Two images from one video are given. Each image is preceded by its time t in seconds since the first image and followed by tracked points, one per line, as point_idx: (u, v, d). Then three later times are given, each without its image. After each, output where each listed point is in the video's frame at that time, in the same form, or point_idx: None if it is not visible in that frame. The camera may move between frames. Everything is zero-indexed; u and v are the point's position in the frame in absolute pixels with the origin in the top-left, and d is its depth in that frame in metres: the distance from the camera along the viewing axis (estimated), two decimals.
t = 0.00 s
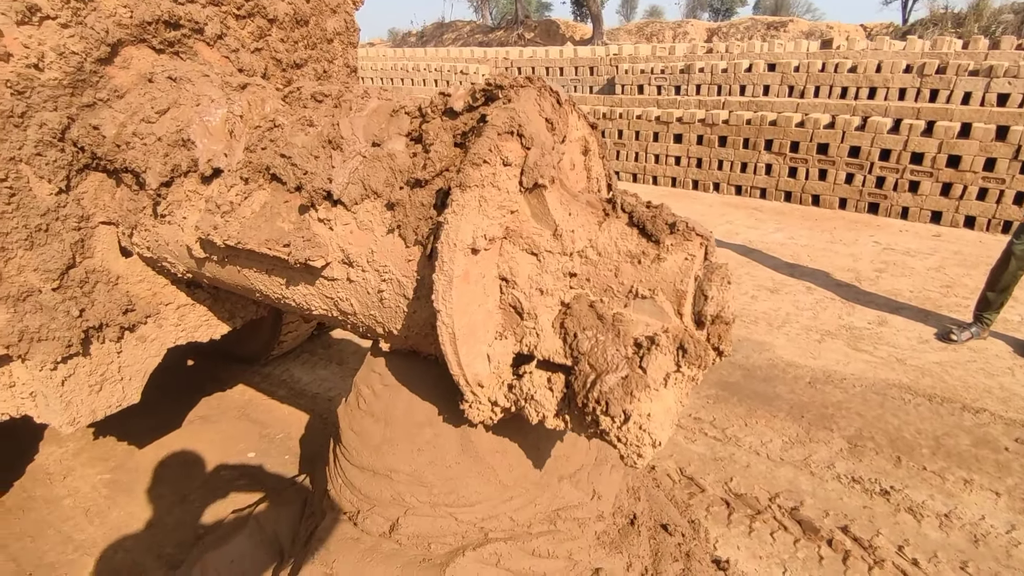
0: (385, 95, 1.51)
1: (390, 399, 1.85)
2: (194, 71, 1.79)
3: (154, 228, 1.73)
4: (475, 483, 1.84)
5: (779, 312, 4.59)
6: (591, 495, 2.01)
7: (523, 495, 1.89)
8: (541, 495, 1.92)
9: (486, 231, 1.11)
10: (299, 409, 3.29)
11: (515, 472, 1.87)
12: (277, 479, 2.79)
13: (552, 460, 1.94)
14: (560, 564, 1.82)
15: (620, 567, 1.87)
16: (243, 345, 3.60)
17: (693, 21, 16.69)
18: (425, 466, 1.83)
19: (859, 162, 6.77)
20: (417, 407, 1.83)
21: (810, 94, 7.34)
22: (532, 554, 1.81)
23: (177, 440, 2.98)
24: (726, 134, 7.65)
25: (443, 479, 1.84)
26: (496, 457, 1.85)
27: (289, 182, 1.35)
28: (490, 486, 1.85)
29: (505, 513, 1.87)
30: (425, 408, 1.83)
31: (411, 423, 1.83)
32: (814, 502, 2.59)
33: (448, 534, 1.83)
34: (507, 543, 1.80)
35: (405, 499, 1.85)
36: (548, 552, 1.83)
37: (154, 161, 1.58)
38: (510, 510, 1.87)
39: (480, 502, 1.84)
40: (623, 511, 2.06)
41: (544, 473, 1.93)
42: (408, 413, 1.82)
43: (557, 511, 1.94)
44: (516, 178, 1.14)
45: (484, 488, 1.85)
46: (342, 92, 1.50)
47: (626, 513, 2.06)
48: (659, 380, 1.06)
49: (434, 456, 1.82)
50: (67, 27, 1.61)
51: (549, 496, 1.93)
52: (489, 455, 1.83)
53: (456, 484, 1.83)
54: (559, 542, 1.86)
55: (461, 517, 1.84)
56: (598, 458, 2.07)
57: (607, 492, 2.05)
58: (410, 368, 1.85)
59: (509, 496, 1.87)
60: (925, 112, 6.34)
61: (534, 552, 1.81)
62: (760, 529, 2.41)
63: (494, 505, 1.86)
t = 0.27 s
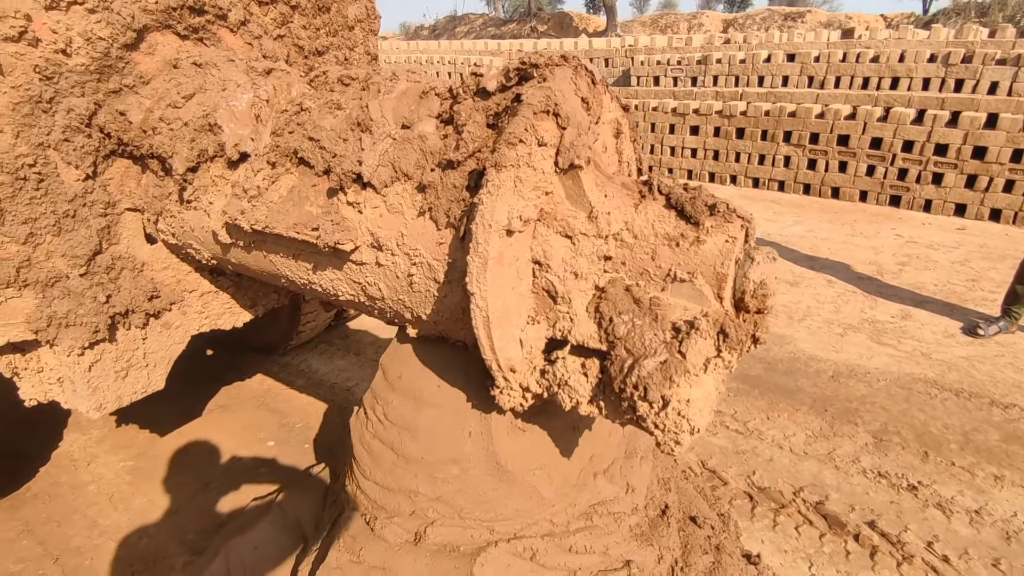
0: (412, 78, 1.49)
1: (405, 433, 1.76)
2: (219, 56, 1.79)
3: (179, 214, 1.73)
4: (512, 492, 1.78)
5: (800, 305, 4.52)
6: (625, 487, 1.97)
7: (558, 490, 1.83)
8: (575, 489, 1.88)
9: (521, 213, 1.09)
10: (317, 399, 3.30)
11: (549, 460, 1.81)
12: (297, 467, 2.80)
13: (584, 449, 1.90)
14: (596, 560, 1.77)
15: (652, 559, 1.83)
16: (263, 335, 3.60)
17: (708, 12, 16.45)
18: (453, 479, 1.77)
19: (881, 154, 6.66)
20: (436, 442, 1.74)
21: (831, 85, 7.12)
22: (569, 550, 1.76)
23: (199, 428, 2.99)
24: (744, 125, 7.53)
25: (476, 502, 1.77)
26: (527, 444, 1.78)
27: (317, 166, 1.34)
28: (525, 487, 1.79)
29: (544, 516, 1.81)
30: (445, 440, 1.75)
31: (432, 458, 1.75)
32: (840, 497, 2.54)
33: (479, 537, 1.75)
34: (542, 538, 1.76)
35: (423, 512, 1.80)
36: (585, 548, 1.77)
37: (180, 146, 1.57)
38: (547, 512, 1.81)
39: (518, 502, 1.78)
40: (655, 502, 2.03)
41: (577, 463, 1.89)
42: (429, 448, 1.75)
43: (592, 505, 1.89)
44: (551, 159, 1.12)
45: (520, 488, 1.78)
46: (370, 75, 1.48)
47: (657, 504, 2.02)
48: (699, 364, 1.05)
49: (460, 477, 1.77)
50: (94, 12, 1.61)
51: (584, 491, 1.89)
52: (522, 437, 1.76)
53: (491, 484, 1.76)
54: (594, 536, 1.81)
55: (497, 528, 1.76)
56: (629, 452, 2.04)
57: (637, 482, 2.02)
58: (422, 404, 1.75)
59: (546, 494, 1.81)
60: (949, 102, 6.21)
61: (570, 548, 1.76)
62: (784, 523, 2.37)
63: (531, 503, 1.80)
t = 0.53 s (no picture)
0: (433, 62, 1.46)
1: (417, 473, 1.74)
2: (236, 43, 1.77)
3: (196, 203, 1.71)
4: (545, 508, 1.72)
5: (817, 300, 4.45)
6: (652, 486, 1.96)
7: (590, 496, 1.80)
8: (606, 494, 1.85)
9: (550, 198, 1.06)
10: (331, 391, 3.29)
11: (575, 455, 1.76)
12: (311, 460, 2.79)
13: (608, 445, 1.88)
14: (625, 561, 1.76)
15: (677, 558, 1.81)
16: (276, 327, 3.57)
17: (722, 3, 16.23)
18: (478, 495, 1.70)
19: (900, 147, 6.55)
20: (454, 465, 1.70)
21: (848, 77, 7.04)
22: (601, 554, 1.74)
23: (214, 419, 3.00)
24: (759, 118, 7.47)
25: (505, 518, 1.70)
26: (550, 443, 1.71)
27: (337, 153, 1.33)
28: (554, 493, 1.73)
29: (577, 525, 1.76)
30: (463, 474, 1.70)
31: (453, 493, 1.71)
32: (862, 495, 2.49)
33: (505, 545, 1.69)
34: (580, 540, 1.75)
35: (438, 525, 1.74)
36: (616, 550, 1.76)
37: (198, 134, 1.56)
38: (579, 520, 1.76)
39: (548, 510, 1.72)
40: (680, 498, 2.02)
41: (605, 464, 1.86)
42: (450, 483, 1.71)
43: (622, 508, 1.87)
44: (580, 143, 1.09)
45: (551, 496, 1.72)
46: (390, 60, 1.45)
47: (682, 500, 2.01)
48: (733, 356, 1.02)
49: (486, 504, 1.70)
50: None
51: (614, 494, 1.87)
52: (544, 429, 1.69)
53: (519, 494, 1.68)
54: (624, 537, 1.79)
55: (528, 543, 1.70)
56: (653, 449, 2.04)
57: (662, 479, 2.00)
58: (430, 448, 1.71)
59: (578, 501, 1.77)
60: (971, 95, 6.13)
61: (602, 552, 1.74)
62: (805, 520, 2.33)
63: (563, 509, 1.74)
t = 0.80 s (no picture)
0: (441, 52, 1.44)
1: (413, 491, 1.75)
2: (243, 34, 1.76)
3: (204, 195, 1.71)
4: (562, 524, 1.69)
5: (825, 293, 4.43)
6: (663, 482, 1.97)
7: (605, 504, 1.79)
8: (620, 495, 1.84)
9: (559, 190, 1.05)
10: (338, 382, 3.30)
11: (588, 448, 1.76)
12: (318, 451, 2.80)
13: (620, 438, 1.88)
14: (642, 558, 1.76)
15: (686, 553, 1.82)
16: (283, 319, 3.58)
17: None
18: (489, 497, 1.67)
19: (910, 139, 6.49)
20: (458, 465, 1.68)
21: (859, 67, 6.99)
22: (618, 554, 1.73)
23: (222, 410, 3.02)
24: (768, 109, 7.36)
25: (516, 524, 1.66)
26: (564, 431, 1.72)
27: (345, 144, 1.32)
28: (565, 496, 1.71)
29: (593, 530, 1.74)
30: (464, 488, 1.69)
31: (456, 509, 1.69)
32: (869, 489, 2.49)
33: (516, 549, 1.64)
34: (598, 539, 1.73)
35: (442, 529, 1.71)
36: (631, 549, 1.75)
37: (207, 125, 1.55)
38: (595, 526, 1.74)
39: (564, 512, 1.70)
40: (690, 491, 2.03)
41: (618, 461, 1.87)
42: (452, 500, 1.70)
43: (635, 506, 1.87)
44: (591, 134, 1.08)
45: (566, 499, 1.70)
46: (398, 51, 1.44)
47: (692, 493, 2.02)
48: (744, 350, 1.00)
49: (497, 512, 1.66)
50: None
51: (627, 494, 1.87)
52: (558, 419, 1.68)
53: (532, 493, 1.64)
54: (639, 535, 1.79)
55: (543, 551, 1.66)
56: (662, 443, 2.05)
57: (672, 473, 2.02)
58: (422, 470, 1.72)
59: (593, 505, 1.75)
60: (984, 86, 6.04)
61: (618, 553, 1.73)
62: (812, 514, 2.33)
63: (580, 510, 1.73)
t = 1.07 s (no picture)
0: (441, 38, 1.43)
1: (402, 496, 1.78)
2: (242, 20, 1.74)
3: (204, 183, 1.70)
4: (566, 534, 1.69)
5: (827, 282, 4.42)
6: (667, 471, 1.98)
7: (613, 505, 1.79)
8: (626, 492, 1.85)
9: (561, 177, 1.04)
10: (339, 371, 3.31)
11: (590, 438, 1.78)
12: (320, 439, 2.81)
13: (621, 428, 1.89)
14: (649, 549, 1.76)
15: (689, 541, 1.83)
16: (285, 308, 3.58)
17: None
18: (491, 506, 1.68)
19: (914, 127, 6.45)
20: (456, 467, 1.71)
21: (864, 54, 6.98)
22: (626, 548, 1.73)
23: (224, 398, 3.03)
24: (771, 97, 7.31)
25: (523, 524, 1.66)
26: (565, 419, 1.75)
27: (345, 131, 1.32)
28: (569, 497, 1.72)
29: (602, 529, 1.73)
30: (463, 501, 1.71)
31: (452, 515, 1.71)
32: (869, 476, 2.50)
33: (523, 548, 1.64)
34: (606, 536, 1.73)
35: (439, 525, 1.71)
36: (639, 542, 1.76)
37: (206, 113, 1.54)
38: (604, 530, 1.74)
39: (569, 518, 1.70)
40: (693, 478, 2.04)
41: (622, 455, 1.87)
42: (449, 509, 1.71)
43: (641, 499, 1.87)
44: (592, 121, 1.07)
45: (572, 509, 1.72)
46: (398, 36, 1.43)
47: (696, 480, 2.04)
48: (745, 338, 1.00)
49: (502, 526, 1.67)
50: None
51: (633, 489, 1.87)
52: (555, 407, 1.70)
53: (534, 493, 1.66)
54: (644, 527, 1.79)
55: (550, 553, 1.65)
56: (664, 433, 2.06)
57: (674, 463, 2.02)
58: (410, 483, 1.77)
59: (601, 505, 1.76)
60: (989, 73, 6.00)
61: (626, 548, 1.73)
62: (811, 501, 2.34)
63: (589, 514, 1.73)
